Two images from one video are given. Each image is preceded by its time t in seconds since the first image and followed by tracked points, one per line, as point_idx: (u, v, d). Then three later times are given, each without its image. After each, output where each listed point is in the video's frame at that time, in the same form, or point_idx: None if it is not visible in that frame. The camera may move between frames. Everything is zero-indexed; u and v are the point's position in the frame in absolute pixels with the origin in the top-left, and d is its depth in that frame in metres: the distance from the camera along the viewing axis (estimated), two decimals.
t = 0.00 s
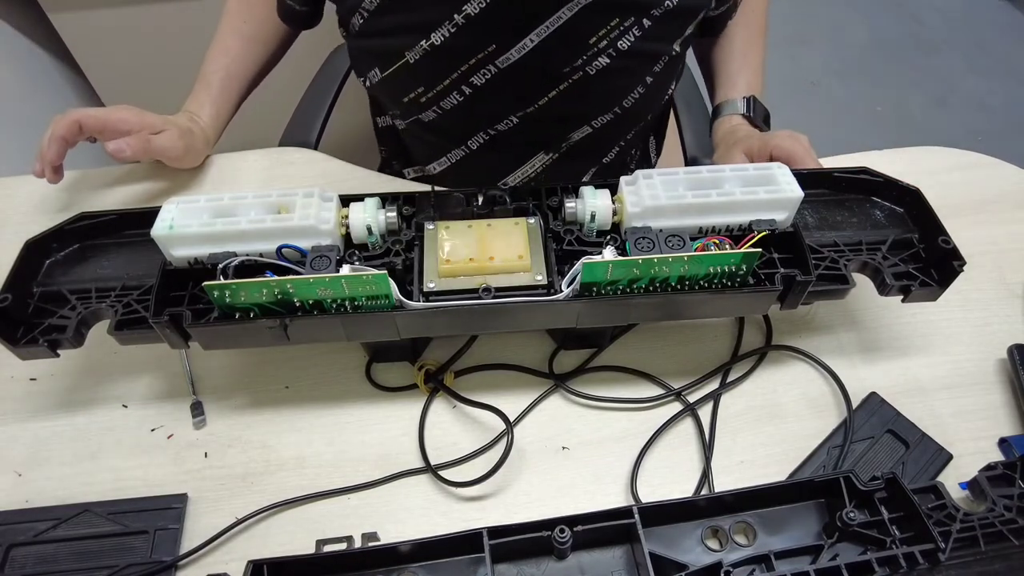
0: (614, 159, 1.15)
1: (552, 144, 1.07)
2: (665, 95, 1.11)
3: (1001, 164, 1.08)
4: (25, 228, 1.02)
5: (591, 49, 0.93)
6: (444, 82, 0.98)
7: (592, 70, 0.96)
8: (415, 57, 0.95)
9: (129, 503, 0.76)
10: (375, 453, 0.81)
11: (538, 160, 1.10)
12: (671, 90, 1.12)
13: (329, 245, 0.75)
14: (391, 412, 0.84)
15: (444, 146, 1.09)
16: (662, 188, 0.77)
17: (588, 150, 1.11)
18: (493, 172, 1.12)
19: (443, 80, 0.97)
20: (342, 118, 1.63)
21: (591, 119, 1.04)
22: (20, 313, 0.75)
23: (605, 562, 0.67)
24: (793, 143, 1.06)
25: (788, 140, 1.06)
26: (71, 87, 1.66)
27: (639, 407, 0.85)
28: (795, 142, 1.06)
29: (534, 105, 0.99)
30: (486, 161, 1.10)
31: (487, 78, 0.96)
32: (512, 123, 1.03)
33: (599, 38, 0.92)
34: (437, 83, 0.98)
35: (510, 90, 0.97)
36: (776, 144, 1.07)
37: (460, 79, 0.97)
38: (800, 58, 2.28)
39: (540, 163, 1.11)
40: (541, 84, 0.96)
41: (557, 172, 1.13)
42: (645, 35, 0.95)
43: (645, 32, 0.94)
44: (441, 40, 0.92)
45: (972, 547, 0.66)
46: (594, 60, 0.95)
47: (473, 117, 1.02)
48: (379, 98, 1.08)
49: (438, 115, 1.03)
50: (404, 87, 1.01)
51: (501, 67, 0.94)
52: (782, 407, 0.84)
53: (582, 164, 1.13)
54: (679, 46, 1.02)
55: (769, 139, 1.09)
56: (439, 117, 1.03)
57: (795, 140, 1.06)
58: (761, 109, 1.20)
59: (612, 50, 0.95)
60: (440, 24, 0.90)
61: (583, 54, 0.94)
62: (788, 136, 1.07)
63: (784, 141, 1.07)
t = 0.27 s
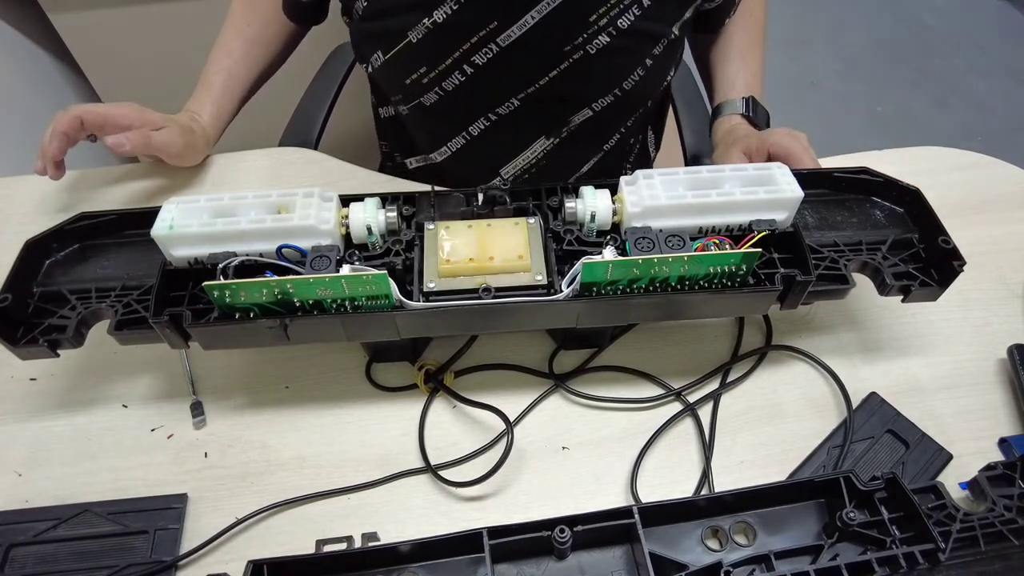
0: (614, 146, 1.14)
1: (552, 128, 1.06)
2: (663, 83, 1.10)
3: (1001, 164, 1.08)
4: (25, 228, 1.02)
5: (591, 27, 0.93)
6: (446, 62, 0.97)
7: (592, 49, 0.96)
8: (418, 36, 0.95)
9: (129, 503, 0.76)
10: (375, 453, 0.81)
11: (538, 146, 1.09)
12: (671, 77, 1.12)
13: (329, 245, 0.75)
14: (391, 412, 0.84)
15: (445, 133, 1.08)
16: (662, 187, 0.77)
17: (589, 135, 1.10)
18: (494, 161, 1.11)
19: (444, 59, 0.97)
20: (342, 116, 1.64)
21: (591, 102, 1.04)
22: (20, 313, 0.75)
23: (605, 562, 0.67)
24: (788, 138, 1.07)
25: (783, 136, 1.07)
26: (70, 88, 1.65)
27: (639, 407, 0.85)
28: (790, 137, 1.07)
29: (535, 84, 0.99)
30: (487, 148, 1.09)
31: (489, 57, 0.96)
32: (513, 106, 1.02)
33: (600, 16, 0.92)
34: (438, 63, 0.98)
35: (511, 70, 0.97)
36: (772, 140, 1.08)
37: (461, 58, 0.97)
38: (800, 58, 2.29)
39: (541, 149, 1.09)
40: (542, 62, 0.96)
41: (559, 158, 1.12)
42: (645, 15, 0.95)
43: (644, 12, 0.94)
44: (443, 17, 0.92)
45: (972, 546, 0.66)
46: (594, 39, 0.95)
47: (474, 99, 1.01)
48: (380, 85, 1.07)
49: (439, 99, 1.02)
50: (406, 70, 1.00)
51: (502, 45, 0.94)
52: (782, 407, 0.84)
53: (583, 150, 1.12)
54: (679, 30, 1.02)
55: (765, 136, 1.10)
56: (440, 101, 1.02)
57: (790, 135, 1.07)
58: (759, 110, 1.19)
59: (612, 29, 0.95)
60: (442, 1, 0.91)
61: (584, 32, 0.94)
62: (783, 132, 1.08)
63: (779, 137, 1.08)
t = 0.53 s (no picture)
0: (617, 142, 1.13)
1: (555, 124, 1.06)
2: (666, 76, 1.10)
3: (1001, 164, 1.08)
4: (25, 228, 1.02)
5: (592, 18, 0.94)
6: (448, 56, 0.97)
7: (593, 41, 0.96)
8: (419, 30, 0.95)
9: (129, 503, 0.76)
10: (375, 453, 0.81)
11: (541, 143, 1.09)
12: (672, 72, 1.11)
13: (329, 245, 0.75)
14: (391, 412, 0.84)
15: (448, 130, 1.07)
16: (662, 187, 0.77)
17: (592, 131, 1.09)
18: (496, 158, 1.11)
19: (446, 54, 0.97)
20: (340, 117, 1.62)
21: (593, 96, 1.03)
22: (20, 313, 0.75)
23: (605, 562, 0.67)
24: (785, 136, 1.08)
25: (781, 133, 1.09)
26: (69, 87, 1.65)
27: (639, 407, 0.85)
28: (788, 136, 1.08)
29: (537, 77, 0.99)
30: (490, 146, 1.09)
31: (491, 50, 0.96)
32: (516, 101, 1.02)
33: (601, 6, 0.93)
34: (441, 57, 0.98)
35: (514, 63, 0.97)
36: (769, 137, 1.09)
37: (464, 52, 0.96)
38: (799, 58, 2.29)
39: (544, 145, 1.09)
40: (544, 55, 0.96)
41: (562, 154, 1.11)
42: (645, 5, 0.95)
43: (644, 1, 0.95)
44: (444, 11, 0.93)
45: (972, 547, 0.66)
46: (595, 31, 0.95)
47: (477, 94, 1.01)
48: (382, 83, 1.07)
49: (441, 95, 1.02)
50: (407, 66, 1.00)
51: (505, 38, 0.94)
52: (782, 407, 0.84)
53: (586, 147, 1.11)
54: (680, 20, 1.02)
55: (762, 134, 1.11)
56: (443, 96, 1.02)
57: (788, 133, 1.09)
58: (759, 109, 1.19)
59: (614, 20, 0.95)
60: None
61: (585, 23, 0.94)
62: (780, 130, 1.09)
63: (776, 134, 1.09)
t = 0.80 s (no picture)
0: (610, 142, 1.12)
1: (546, 124, 1.04)
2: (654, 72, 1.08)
3: (1001, 164, 1.08)
4: (25, 227, 1.02)
5: (581, 16, 0.92)
6: (438, 60, 0.94)
7: (582, 38, 0.94)
8: (408, 34, 0.91)
9: (129, 503, 0.76)
10: (375, 453, 0.81)
11: (532, 143, 1.07)
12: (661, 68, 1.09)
13: (329, 245, 0.75)
14: (391, 412, 0.84)
15: (438, 132, 1.05)
16: (662, 187, 0.77)
17: (585, 131, 1.07)
18: (489, 159, 1.09)
19: (435, 56, 0.94)
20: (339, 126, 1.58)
21: (583, 94, 1.01)
22: (20, 313, 0.75)
23: (605, 562, 0.67)
24: (785, 135, 1.08)
25: (782, 133, 1.09)
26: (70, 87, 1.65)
27: (639, 407, 0.85)
28: (788, 135, 1.09)
29: (527, 77, 0.97)
30: (481, 146, 1.07)
31: (481, 50, 0.93)
32: (507, 101, 1.00)
33: (589, 4, 0.91)
34: (431, 60, 0.94)
35: (505, 62, 0.95)
36: (770, 137, 1.09)
37: (454, 54, 0.94)
38: (799, 58, 2.29)
39: (535, 145, 1.07)
40: (533, 52, 0.95)
41: (555, 154, 1.10)
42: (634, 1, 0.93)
43: None
44: (434, 12, 0.89)
45: (971, 547, 0.66)
46: (584, 28, 0.93)
47: (467, 95, 0.99)
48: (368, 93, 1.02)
49: (433, 98, 0.99)
50: (396, 72, 0.96)
51: (495, 37, 0.92)
52: (782, 407, 0.84)
53: (578, 147, 1.10)
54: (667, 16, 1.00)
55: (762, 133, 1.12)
56: (433, 100, 0.99)
57: (788, 133, 1.09)
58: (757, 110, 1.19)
59: (602, 17, 0.93)
60: None
61: (574, 22, 0.92)
62: (780, 129, 1.10)
63: (776, 134, 1.09)
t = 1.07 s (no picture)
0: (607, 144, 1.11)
1: (541, 130, 1.03)
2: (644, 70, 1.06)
3: (1001, 164, 1.08)
4: (25, 227, 1.02)
5: (570, 20, 0.90)
6: (431, 79, 0.92)
7: (573, 42, 0.92)
8: (401, 56, 0.89)
9: (129, 503, 0.76)
10: (375, 453, 0.81)
11: (527, 149, 1.06)
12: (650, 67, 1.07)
13: (329, 245, 0.75)
14: (391, 412, 0.84)
15: (434, 147, 1.03)
16: (662, 187, 0.77)
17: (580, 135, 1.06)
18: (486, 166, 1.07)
19: (428, 74, 0.91)
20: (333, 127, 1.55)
21: (575, 98, 1.00)
22: (21, 313, 0.75)
23: (605, 562, 0.67)
24: (784, 134, 1.08)
25: (782, 132, 1.09)
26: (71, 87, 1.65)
27: (639, 407, 0.85)
28: (788, 135, 1.09)
29: (520, 85, 0.95)
30: (477, 157, 1.05)
31: (474, 64, 0.91)
32: (501, 110, 0.98)
33: (578, 7, 0.89)
34: (424, 81, 0.92)
35: (498, 74, 0.92)
36: (770, 138, 1.09)
37: (448, 70, 0.91)
38: (798, 59, 2.29)
39: (532, 150, 1.06)
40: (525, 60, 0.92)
41: (552, 159, 1.09)
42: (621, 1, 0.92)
43: None
44: (425, 29, 0.86)
45: (972, 547, 0.66)
46: (574, 32, 0.91)
47: (461, 109, 0.97)
48: (358, 120, 1.00)
49: (428, 115, 0.97)
50: (391, 93, 0.93)
51: (486, 49, 0.89)
52: (782, 407, 0.84)
53: (574, 150, 1.09)
54: (652, 12, 0.98)
55: (761, 133, 1.12)
56: (428, 117, 0.97)
57: (787, 132, 1.09)
58: (752, 111, 1.20)
59: (591, 19, 0.91)
60: (421, 12, 0.84)
61: (564, 27, 0.90)
62: (780, 129, 1.10)
63: (775, 133, 1.09)
